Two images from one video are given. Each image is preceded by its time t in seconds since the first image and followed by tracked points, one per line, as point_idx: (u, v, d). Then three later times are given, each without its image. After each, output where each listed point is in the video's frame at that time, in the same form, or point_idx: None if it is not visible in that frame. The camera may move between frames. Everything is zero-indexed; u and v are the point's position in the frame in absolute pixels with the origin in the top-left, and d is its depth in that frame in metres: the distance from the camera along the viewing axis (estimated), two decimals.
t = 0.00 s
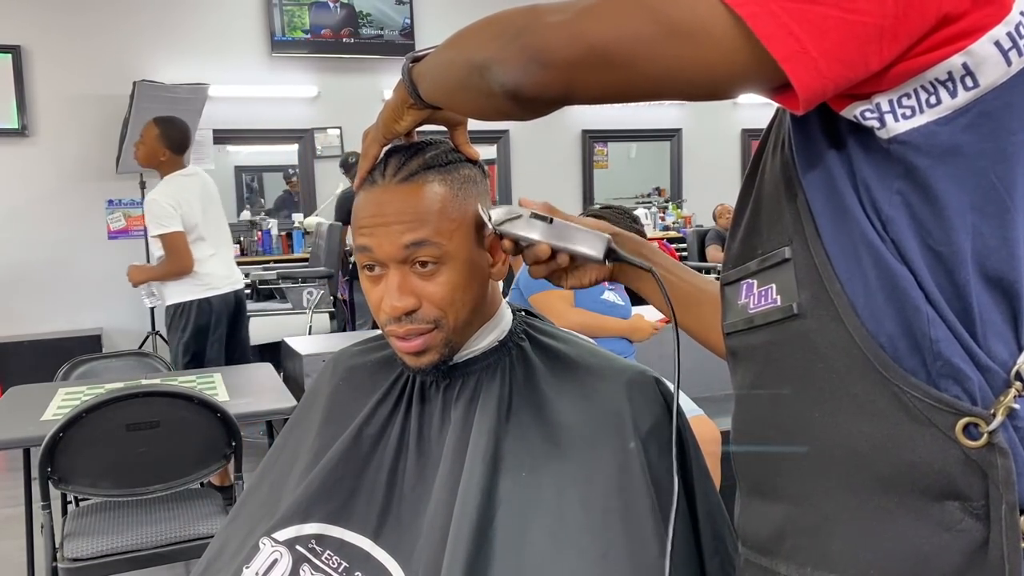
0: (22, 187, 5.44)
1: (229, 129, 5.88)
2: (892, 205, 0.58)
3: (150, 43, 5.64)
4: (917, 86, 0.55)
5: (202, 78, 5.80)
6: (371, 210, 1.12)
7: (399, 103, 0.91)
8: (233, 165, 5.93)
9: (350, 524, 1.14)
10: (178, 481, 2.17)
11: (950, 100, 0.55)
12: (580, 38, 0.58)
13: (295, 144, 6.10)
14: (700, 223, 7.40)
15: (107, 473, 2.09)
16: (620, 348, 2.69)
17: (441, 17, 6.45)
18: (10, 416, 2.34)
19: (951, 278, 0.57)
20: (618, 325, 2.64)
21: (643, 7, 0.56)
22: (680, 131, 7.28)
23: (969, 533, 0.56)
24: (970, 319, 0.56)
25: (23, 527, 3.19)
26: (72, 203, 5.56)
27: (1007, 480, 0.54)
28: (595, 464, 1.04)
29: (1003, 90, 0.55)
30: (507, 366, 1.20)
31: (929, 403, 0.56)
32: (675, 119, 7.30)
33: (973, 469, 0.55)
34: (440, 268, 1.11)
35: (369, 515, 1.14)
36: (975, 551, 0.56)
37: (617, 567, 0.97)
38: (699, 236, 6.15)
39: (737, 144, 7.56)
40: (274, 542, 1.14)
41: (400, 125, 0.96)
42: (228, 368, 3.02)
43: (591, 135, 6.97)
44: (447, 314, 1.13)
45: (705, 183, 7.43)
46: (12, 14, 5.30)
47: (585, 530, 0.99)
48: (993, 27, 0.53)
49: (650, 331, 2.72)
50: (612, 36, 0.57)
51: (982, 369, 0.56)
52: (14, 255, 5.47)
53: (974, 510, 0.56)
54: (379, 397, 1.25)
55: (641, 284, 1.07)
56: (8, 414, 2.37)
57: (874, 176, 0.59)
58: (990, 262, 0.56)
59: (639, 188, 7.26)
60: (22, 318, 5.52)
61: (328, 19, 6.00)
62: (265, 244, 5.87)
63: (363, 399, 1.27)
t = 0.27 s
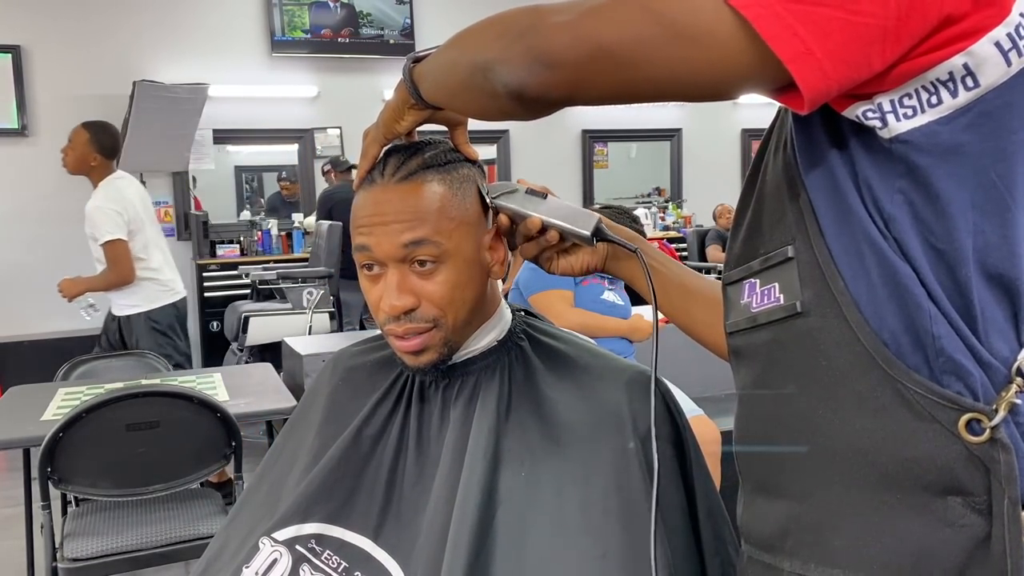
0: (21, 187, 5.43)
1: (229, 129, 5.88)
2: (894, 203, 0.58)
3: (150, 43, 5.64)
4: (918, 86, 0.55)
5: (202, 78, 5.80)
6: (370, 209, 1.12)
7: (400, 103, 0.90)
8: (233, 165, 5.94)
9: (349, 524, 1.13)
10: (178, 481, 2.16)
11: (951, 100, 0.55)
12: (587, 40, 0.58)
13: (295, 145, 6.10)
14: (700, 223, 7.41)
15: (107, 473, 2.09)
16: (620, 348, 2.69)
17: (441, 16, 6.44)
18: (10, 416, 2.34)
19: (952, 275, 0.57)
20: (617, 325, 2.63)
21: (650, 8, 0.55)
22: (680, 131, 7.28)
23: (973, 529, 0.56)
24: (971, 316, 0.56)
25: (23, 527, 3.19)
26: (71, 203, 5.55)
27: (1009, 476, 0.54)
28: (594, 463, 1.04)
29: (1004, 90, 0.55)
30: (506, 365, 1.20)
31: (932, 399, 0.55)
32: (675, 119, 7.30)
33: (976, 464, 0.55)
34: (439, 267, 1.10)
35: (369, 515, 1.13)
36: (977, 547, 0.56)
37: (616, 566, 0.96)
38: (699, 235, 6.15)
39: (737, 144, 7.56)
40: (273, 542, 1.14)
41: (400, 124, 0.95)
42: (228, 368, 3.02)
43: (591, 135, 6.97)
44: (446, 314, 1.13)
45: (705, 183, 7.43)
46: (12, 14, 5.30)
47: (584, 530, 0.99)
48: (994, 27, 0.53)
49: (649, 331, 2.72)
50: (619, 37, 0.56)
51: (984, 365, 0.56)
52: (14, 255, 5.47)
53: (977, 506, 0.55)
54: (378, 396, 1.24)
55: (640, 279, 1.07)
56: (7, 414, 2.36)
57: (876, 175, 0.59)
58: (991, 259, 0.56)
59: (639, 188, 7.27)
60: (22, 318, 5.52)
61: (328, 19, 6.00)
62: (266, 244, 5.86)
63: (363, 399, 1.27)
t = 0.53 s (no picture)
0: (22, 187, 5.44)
1: (229, 129, 5.88)
2: (894, 203, 0.58)
3: (150, 43, 5.64)
4: (920, 91, 0.55)
5: (202, 78, 5.81)
6: (369, 210, 1.12)
7: (399, 104, 0.90)
8: (233, 165, 5.95)
9: (349, 524, 1.13)
10: (178, 481, 2.16)
11: (952, 104, 0.55)
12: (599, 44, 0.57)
13: (295, 145, 6.10)
14: (700, 223, 7.41)
15: (107, 473, 2.09)
16: (620, 348, 2.69)
17: (441, 16, 6.44)
18: (10, 416, 2.34)
19: (950, 275, 0.57)
20: (617, 324, 2.63)
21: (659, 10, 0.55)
22: (680, 131, 7.28)
23: (970, 521, 0.56)
24: (968, 313, 0.57)
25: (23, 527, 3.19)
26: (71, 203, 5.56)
27: (1005, 468, 0.54)
28: (594, 462, 1.04)
29: (1004, 95, 0.55)
30: (505, 365, 1.20)
31: (932, 394, 0.56)
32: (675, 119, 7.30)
33: (972, 458, 0.55)
34: (438, 267, 1.11)
35: (369, 514, 1.13)
36: (975, 538, 0.56)
37: (614, 566, 0.96)
38: (699, 236, 6.17)
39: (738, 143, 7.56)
40: (273, 542, 1.14)
41: (399, 126, 0.95)
42: (228, 368, 3.02)
43: (591, 135, 6.98)
44: (445, 314, 1.13)
45: (706, 182, 7.43)
46: (12, 13, 5.30)
47: (583, 528, 0.99)
48: (996, 33, 0.53)
49: (649, 331, 2.72)
50: (630, 40, 0.56)
51: (981, 362, 0.56)
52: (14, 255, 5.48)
53: (974, 498, 0.56)
54: (377, 397, 1.24)
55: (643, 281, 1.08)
56: (7, 414, 2.36)
57: (876, 174, 0.59)
58: (989, 260, 0.56)
59: (639, 188, 7.28)
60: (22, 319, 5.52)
61: (328, 19, 6.00)
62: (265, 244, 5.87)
63: (363, 399, 1.27)
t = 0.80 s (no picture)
0: (22, 186, 5.44)
1: (229, 129, 5.89)
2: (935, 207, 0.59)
3: (150, 42, 5.64)
4: (985, 119, 0.58)
5: (202, 78, 5.80)
6: (372, 209, 1.11)
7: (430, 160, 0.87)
8: (233, 165, 5.95)
9: (349, 523, 1.13)
10: (178, 481, 2.16)
11: (1015, 135, 0.58)
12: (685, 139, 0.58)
13: (295, 144, 6.10)
14: (700, 222, 7.41)
15: (107, 473, 2.09)
16: (620, 348, 2.69)
17: (441, 16, 6.44)
18: (10, 416, 2.34)
19: (986, 277, 0.58)
20: (617, 324, 2.63)
21: (740, 88, 0.56)
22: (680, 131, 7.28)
23: (993, 502, 0.57)
24: (994, 305, 0.58)
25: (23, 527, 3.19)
26: (71, 203, 5.56)
27: None
28: (595, 464, 1.04)
29: None
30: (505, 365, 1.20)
31: (963, 379, 0.57)
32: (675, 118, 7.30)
33: (998, 441, 0.56)
34: (440, 268, 1.10)
35: (370, 514, 1.13)
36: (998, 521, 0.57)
37: (610, 568, 0.96)
38: (699, 237, 6.20)
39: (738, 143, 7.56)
40: (274, 541, 1.14)
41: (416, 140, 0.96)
42: (228, 368, 3.02)
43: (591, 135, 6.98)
44: (445, 315, 1.13)
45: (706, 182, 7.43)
46: (12, 13, 5.31)
47: (583, 528, 0.99)
48: None
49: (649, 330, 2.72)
50: (719, 130, 0.56)
51: (1006, 350, 0.57)
52: (14, 254, 5.48)
53: (997, 480, 0.56)
54: (377, 397, 1.24)
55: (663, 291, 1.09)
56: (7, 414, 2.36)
57: (920, 189, 0.60)
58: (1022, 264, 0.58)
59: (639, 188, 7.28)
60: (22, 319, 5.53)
61: (328, 19, 6.01)
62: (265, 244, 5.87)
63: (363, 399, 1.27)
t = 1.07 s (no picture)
0: (22, 186, 5.44)
1: (229, 129, 5.89)
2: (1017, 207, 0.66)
3: (149, 42, 5.63)
4: None
5: (202, 78, 5.80)
6: (380, 206, 1.12)
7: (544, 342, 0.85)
8: (233, 166, 5.94)
9: (349, 523, 1.14)
10: (178, 481, 2.16)
11: None
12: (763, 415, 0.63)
13: (295, 145, 6.09)
14: (701, 223, 7.40)
15: (107, 473, 2.08)
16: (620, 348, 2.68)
17: (441, 15, 6.44)
18: (10, 416, 2.34)
19: None
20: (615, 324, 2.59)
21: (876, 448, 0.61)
22: (680, 131, 7.28)
23: None
24: None
25: (23, 527, 3.19)
26: (71, 203, 5.55)
27: None
28: (596, 465, 1.04)
29: None
30: (506, 366, 1.19)
31: None
32: (676, 118, 7.29)
33: None
34: (447, 264, 1.10)
35: (369, 515, 1.13)
36: None
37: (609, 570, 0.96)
38: (699, 236, 6.22)
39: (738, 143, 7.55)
40: (274, 541, 1.14)
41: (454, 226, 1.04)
42: (228, 368, 3.02)
43: (591, 135, 6.98)
44: (451, 313, 1.12)
45: (706, 182, 7.41)
46: (12, 13, 5.30)
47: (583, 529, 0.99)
48: None
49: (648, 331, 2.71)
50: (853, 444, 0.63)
51: None
52: (14, 254, 5.48)
53: None
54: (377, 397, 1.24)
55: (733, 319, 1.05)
56: (8, 414, 2.37)
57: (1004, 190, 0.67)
58: None
59: (639, 188, 7.25)
60: (22, 319, 5.53)
61: (327, 19, 6.01)
62: (265, 244, 5.87)
63: (364, 399, 1.27)
